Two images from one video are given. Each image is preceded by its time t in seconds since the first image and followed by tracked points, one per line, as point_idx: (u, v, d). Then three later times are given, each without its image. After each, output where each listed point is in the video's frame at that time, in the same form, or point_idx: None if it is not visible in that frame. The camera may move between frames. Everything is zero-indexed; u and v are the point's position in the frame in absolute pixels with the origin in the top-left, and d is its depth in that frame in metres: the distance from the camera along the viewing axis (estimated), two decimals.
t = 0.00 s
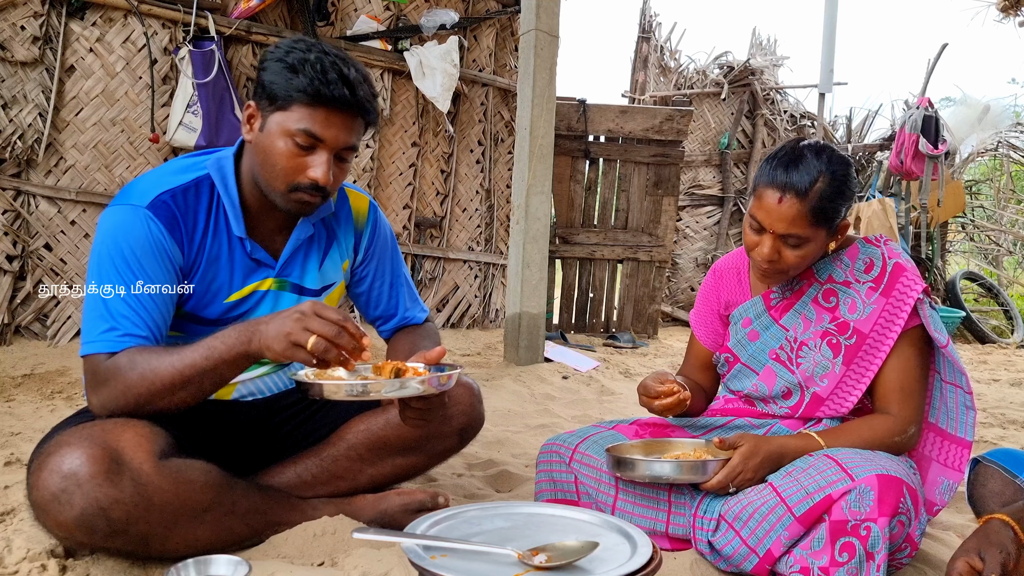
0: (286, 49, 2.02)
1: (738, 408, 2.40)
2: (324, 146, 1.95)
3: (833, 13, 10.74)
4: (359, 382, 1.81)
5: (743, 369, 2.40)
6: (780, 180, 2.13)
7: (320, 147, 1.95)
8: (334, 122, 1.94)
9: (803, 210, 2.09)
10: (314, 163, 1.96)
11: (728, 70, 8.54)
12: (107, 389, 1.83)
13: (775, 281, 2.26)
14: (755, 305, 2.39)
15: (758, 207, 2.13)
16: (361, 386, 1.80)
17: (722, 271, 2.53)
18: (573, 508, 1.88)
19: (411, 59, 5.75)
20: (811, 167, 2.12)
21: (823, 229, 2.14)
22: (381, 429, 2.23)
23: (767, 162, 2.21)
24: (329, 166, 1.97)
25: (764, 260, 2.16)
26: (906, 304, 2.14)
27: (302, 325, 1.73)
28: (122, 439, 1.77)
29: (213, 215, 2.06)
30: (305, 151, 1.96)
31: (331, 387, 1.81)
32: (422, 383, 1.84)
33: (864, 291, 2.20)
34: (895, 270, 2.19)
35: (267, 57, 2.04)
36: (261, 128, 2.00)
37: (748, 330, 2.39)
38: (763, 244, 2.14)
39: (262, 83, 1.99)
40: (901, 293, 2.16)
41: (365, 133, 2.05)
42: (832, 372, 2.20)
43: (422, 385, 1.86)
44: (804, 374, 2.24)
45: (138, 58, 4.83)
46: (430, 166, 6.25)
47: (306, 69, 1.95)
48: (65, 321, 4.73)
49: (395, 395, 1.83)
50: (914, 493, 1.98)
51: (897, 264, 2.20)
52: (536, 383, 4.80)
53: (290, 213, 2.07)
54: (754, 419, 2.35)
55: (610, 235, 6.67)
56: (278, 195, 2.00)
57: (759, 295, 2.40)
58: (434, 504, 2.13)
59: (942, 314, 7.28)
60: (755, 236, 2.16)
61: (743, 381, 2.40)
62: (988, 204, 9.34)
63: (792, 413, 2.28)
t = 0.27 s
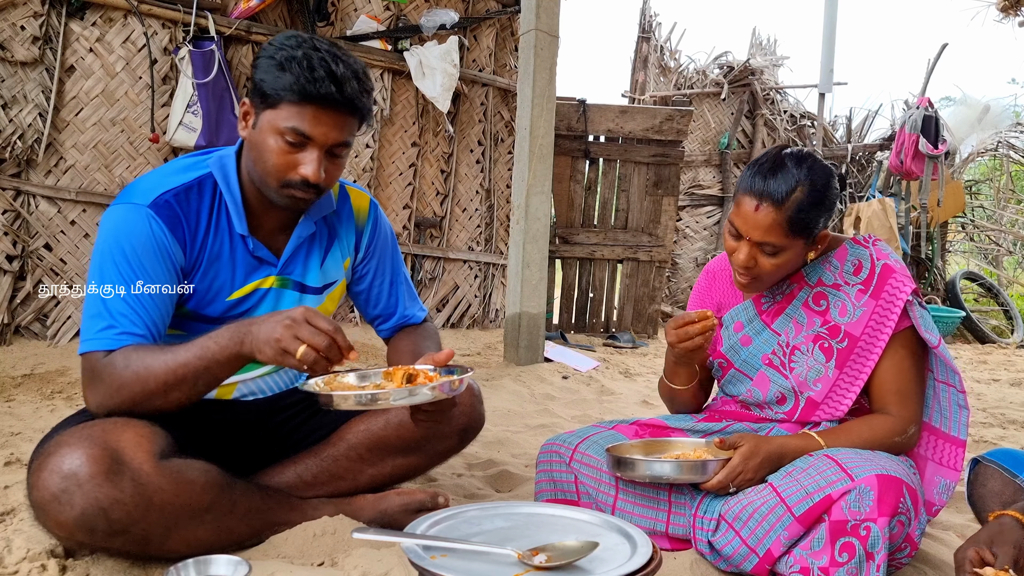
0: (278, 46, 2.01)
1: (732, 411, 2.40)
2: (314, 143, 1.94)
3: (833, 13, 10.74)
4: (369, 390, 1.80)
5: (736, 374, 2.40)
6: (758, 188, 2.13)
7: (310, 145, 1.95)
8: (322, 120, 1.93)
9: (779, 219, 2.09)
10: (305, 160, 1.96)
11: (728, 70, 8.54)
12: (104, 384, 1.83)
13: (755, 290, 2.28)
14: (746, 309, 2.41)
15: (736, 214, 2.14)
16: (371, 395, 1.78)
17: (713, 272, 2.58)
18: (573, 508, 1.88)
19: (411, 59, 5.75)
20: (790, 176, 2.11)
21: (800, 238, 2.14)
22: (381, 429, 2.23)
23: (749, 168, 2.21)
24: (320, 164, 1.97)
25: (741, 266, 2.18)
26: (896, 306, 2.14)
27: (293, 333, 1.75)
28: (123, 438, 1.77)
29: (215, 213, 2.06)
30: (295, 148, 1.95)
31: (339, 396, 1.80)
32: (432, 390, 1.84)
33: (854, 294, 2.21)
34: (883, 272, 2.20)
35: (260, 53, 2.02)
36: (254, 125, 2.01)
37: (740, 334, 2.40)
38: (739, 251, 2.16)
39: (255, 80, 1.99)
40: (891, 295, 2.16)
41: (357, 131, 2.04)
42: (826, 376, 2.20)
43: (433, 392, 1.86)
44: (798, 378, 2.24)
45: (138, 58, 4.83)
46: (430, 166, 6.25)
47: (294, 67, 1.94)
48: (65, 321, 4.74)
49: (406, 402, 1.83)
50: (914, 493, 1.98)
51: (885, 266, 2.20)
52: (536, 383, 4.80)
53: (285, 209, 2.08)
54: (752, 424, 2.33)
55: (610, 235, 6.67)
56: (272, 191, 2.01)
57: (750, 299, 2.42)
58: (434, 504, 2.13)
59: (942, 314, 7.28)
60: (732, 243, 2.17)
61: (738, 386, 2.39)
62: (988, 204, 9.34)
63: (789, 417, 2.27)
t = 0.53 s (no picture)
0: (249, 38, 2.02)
1: (729, 415, 2.39)
2: (291, 132, 1.95)
3: (833, 13, 10.74)
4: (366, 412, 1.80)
5: (734, 379, 2.42)
6: (737, 204, 2.12)
7: (287, 134, 1.95)
8: (297, 106, 1.93)
9: (757, 236, 2.08)
10: (283, 149, 1.96)
11: (728, 70, 8.54)
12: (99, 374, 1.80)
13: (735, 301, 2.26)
14: (740, 315, 2.42)
15: (715, 229, 2.14)
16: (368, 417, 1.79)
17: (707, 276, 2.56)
18: (574, 508, 1.88)
19: (411, 59, 5.75)
20: (769, 192, 2.10)
21: (780, 254, 2.14)
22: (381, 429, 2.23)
23: (731, 181, 2.21)
24: (299, 152, 1.97)
25: (723, 279, 2.18)
26: (890, 310, 2.13)
27: (325, 335, 1.80)
28: (122, 439, 1.77)
29: (208, 203, 2.06)
30: (272, 138, 1.96)
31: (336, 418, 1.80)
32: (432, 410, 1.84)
33: (848, 298, 2.20)
34: (877, 275, 2.19)
35: (237, 44, 2.02)
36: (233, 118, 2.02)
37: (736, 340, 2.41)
38: (721, 264, 2.16)
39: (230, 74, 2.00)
40: (885, 299, 2.15)
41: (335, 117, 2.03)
42: (821, 381, 2.20)
43: (434, 411, 1.85)
44: (794, 384, 2.24)
45: (138, 58, 4.82)
46: (430, 166, 6.25)
47: (264, 57, 1.94)
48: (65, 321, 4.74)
49: (405, 423, 1.82)
50: (913, 495, 1.98)
51: (879, 269, 2.20)
52: (536, 383, 4.80)
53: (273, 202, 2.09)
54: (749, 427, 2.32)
55: (610, 235, 6.67)
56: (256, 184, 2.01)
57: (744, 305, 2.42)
58: (434, 504, 2.13)
59: (942, 314, 7.28)
60: (713, 256, 2.18)
61: (736, 392, 2.40)
62: (988, 204, 9.33)
63: (786, 422, 2.27)
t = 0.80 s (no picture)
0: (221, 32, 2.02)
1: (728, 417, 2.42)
2: (266, 121, 1.94)
3: (833, 13, 10.74)
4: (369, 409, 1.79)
5: (731, 382, 2.42)
6: (724, 212, 2.11)
7: (263, 123, 1.95)
8: (270, 94, 1.93)
9: (747, 244, 2.08)
10: (260, 139, 1.96)
11: (728, 70, 8.54)
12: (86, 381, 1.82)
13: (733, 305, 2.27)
14: (737, 318, 2.42)
15: (705, 240, 2.13)
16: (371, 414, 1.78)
17: (702, 281, 2.54)
18: (573, 508, 1.88)
19: (411, 59, 5.75)
20: (755, 198, 2.09)
21: (773, 258, 2.13)
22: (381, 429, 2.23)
23: (718, 188, 2.20)
24: (277, 140, 1.97)
25: (718, 288, 2.18)
26: (885, 312, 2.13)
27: (257, 385, 1.70)
28: (121, 438, 1.77)
29: (193, 200, 2.06)
30: (249, 129, 1.96)
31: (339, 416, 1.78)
32: (434, 406, 1.85)
33: (843, 300, 2.20)
34: (871, 276, 2.18)
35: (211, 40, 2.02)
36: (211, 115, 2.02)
37: (732, 343, 2.41)
38: (714, 273, 2.16)
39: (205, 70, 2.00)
40: (880, 300, 2.14)
41: (311, 102, 2.03)
42: (818, 384, 2.20)
43: (435, 408, 1.86)
44: (791, 388, 2.25)
45: (138, 58, 4.83)
46: (430, 166, 6.25)
47: (235, 47, 1.94)
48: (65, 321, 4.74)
49: (408, 419, 1.83)
50: (911, 495, 1.99)
51: (873, 270, 2.19)
52: (536, 383, 4.80)
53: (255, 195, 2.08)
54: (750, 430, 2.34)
55: (610, 235, 6.67)
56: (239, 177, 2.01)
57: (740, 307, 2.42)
58: (433, 504, 2.13)
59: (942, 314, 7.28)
60: (707, 266, 2.18)
61: (733, 395, 2.41)
62: (988, 204, 9.33)
63: (784, 424, 2.28)
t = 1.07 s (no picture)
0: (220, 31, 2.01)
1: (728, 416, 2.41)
2: (273, 122, 1.95)
3: (833, 13, 10.74)
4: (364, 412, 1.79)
5: (731, 381, 2.42)
6: (729, 208, 2.11)
7: (268, 125, 1.95)
8: (276, 95, 1.94)
9: (754, 239, 2.07)
10: (266, 140, 1.96)
11: (728, 70, 8.54)
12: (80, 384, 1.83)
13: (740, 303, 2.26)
14: (738, 316, 2.41)
15: (711, 237, 2.12)
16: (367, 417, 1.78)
17: (703, 281, 2.54)
18: (573, 508, 1.88)
19: (411, 59, 5.75)
20: (760, 193, 2.09)
21: (779, 254, 2.13)
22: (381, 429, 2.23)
23: (721, 185, 2.19)
24: (283, 141, 1.97)
25: (724, 286, 2.17)
26: (887, 311, 2.13)
27: (254, 361, 1.73)
28: (121, 438, 1.77)
29: (186, 203, 2.06)
30: (254, 131, 1.96)
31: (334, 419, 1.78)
32: (430, 410, 1.85)
33: (845, 299, 2.19)
34: (874, 275, 2.18)
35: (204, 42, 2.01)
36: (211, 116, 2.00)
37: (733, 342, 2.40)
38: (720, 271, 2.15)
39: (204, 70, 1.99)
40: (882, 299, 2.14)
41: (313, 103, 2.04)
42: (820, 383, 2.20)
43: (431, 411, 1.86)
44: (792, 386, 2.24)
45: (138, 58, 4.83)
46: (430, 166, 6.25)
47: (238, 48, 1.94)
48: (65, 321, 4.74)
49: (404, 422, 1.82)
50: (912, 495, 1.98)
51: (876, 269, 2.19)
52: (536, 383, 4.80)
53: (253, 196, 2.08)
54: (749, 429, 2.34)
55: (610, 235, 6.67)
56: (240, 179, 2.01)
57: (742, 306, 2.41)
58: (433, 504, 2.13)
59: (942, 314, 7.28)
60: (712, 263, 2.17)
61: (734, 393, 2.41)
62: (988, 204, 9.33)
63: (785, 423, 2.28)
